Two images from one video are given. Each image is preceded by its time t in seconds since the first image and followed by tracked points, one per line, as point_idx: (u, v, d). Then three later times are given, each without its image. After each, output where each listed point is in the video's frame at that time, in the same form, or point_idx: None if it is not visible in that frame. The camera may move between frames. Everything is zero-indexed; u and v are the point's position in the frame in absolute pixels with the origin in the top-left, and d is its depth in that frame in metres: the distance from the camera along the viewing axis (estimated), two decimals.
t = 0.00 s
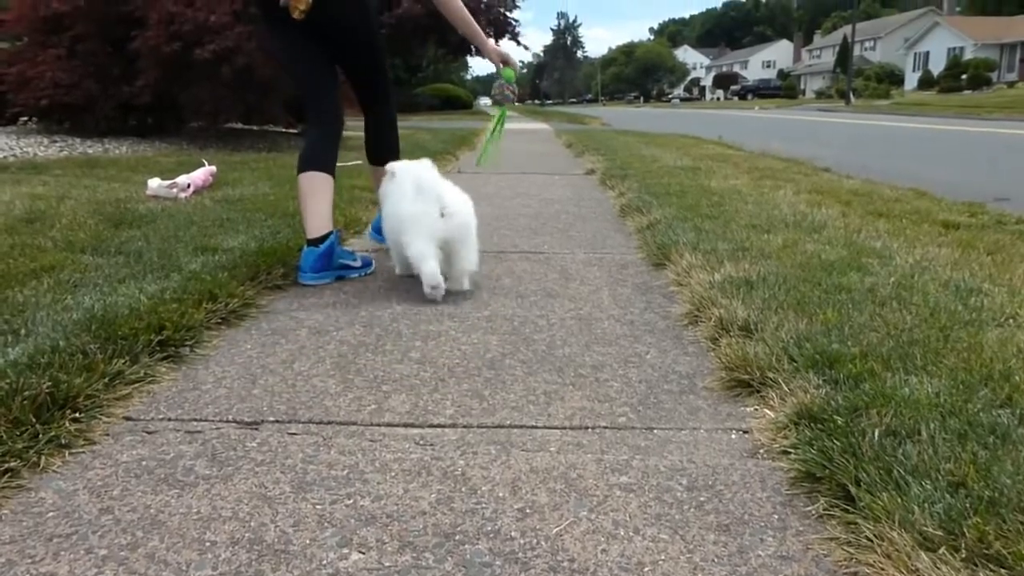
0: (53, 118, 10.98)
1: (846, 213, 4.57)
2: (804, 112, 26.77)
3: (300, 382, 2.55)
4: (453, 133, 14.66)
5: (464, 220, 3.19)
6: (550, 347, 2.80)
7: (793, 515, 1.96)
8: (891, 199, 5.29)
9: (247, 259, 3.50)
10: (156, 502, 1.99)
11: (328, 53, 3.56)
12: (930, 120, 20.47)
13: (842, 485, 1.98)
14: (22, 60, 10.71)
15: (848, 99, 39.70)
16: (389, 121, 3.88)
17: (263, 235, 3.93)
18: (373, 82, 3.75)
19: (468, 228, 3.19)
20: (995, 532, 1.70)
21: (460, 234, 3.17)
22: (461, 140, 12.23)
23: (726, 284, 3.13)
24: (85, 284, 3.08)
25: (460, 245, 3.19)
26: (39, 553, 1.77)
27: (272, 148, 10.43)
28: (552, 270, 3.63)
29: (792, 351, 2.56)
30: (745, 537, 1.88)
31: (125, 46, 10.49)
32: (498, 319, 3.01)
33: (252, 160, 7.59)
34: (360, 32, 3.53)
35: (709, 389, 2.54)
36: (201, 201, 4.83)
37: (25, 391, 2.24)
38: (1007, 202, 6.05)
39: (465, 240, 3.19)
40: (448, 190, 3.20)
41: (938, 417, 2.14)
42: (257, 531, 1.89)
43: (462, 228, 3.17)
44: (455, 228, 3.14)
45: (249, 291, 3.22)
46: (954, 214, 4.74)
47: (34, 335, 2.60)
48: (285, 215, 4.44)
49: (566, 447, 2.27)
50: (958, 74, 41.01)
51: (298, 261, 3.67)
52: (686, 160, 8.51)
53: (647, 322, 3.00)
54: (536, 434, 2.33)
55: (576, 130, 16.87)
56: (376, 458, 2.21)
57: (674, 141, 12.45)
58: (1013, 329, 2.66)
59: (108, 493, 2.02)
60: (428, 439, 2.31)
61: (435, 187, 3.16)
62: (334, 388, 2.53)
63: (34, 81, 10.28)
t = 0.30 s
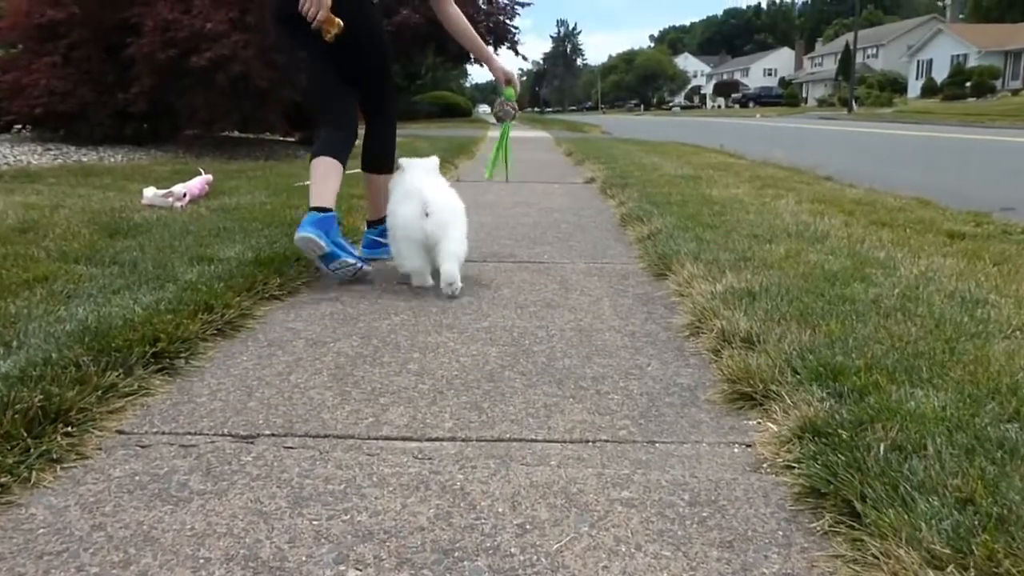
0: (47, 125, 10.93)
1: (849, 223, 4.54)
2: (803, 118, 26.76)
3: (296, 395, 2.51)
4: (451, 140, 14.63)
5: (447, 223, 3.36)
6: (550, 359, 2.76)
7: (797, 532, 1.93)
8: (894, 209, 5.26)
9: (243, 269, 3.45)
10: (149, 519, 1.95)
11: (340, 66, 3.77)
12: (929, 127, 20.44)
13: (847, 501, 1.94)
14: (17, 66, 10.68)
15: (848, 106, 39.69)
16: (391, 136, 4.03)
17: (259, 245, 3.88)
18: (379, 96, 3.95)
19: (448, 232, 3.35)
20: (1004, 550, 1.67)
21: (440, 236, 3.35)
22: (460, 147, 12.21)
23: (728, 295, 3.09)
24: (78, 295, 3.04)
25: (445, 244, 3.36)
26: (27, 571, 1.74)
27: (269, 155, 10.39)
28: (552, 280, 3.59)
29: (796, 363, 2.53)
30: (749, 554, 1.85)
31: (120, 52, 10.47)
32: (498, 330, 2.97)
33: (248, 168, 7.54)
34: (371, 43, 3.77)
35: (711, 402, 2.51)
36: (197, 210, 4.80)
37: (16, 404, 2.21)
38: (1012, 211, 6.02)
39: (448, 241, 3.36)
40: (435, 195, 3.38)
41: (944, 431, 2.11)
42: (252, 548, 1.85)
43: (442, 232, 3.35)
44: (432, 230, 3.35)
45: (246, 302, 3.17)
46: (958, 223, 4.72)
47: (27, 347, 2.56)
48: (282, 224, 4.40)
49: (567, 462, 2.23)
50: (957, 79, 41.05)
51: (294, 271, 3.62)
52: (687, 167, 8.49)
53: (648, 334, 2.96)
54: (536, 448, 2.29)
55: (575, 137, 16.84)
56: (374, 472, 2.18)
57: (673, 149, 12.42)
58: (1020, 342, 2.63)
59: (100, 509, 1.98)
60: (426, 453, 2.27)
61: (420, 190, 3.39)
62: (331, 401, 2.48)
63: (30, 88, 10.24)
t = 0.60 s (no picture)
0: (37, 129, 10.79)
1: (860, 227, 4.47)
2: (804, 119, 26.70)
3: (290, 406, 2.43)
4: (450, 143, 14.54)
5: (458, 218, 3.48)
6: (552, 368, 2.68)
7: (809, 548, 1.85)
8: (907, 212, 5.18)
9: (235, 277, 3.35)
10: (138, 536, 1.88)
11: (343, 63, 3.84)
12: (933, 128, 20.37)
13: (860, 515, 1.87)
14: (11, 70, 10.60)
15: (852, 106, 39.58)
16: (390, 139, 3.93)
17: (252, 251, 3.79)
18: (382, 100, 3.92)
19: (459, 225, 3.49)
20: None
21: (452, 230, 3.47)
22: (461, 149, 12.14)
23: (735, 302, 3.01)
24: (66, 303, 2.97)
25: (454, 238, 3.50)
26: None
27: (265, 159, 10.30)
28: (554, 287, 3.52)
29: (805, 372, 2.45)
30: (760, 572, 1.77)
31: (110, 55, 10.37)
32: (498, 338, 2.89)
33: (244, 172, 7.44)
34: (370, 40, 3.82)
35: (719, 412, 2.43)
36: (188, 216, 4.72)
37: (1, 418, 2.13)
38: None
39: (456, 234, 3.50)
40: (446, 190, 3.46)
41: (960, 442, 2.04)
42: (244, 566, 1.78)
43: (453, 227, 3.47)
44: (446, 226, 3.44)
45: (238, 311, 3.07)
46: (973, 227, 4.64)
47: (11, 358, 2.47)
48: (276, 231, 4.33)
49: (569, 475, 2.16)
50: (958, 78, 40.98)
51: (287, 278, 3.52)
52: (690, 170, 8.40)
53: (653, 342, 2.88)
54: (538, 460, 2.22)
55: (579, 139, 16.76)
56: (371, 486, 2.11)
57: (677, 151, 12.34)
58: None
59: (88, 526, 1.91)
60: (424, 466, 2.20)
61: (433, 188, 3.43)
62: (327, 413, 2.41)
63: (19, 91, 10.13)
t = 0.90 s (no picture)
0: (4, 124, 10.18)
1: (888, 226, 4.27)
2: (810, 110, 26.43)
3: (274, 422, 2.25)
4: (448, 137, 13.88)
5: (446, 214, 3.51)
6: (557, 380, 2.49)
7: None
8: (938, 211, 4.97)
9: (216, 282, 3.12)
10: (106, 562, 1.70)
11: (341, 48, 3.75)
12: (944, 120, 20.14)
13: (889, 538, 1.69)
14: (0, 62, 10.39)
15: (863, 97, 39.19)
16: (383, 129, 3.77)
17: (234, 255, 3.55)
18: (378, 92, 3.81)
19: (447, 221, 3.50)
20: None
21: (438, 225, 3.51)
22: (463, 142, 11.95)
23: (754, 307, 2.82)
24: (33, 311, 2.78)
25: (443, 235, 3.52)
26: None
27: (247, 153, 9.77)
28: (559, 290, 3.32)
29: (831, 384, 2.27)
30: None
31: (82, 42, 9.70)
32: (499, 347, 2.70)
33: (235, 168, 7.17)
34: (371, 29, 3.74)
35: (738, 428, 2.25)
36: (166, 215, 4.51)
37: None
38: None
39: (444, 230, 3.52)
40: (438, 185, 3.53)
41: (999, 460, 1.87)
42: None
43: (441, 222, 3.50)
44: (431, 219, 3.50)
45: (218, 318, 2.85)
46: (1007, 226, 4.43)
47: None
48: (260, 231, 4.15)
49: (575, 495, 1.98)
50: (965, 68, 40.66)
51: (271, 283, 3.28)
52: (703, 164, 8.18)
53: (665, 351, 2.69)
54: (542, 479, 2.04)
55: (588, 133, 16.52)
56: (361, 508, 1.93)
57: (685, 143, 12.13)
58: None
59: (53, 552, 1.73)
60: (419, 486, 2.02)
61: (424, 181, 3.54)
62: (314, 429, 2.23)
63: None
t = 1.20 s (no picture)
0: None
1: (916, 227, 4.10)
2: (815, 102, 26.13)
3: (259, 438, 2.10)
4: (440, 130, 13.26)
5: (449, 209, 3.49)
6: (560, 393, 2.34)
7: None
8: (970, 210, 4.79)
9: (196, 287, 2.89)
10: None
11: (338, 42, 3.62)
12: (951, 111, 19.94)
13: (918, 563, 1.56)
14: None
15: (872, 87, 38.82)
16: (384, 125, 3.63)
17: (215, 259, 3.28)
18: (378, 85, 3.66)
19: (450, 217, 3.49)
20: None
21: (441, 220, 3.49)
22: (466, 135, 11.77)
23: (772, 314, 2.66)
24: None
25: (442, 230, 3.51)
26: None
27: (230, 150, 9.14)
28: (563, 296, 3.14)
29: (854, 397, 2.12)
30: None
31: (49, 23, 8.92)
32: (499, 358, 2.54)
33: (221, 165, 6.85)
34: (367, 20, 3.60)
35: (755, 444, 2.10)
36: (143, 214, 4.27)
37: None
38: None
39: (445, 226, 3.50)
40: (444, 179, 3.50)
41: None
42: None
43: (442, 218, 3.48)
44: (434, 213, 3.48)
45: (198, 326, 2.65)
46: None
47: None
48: (243, 233, 3.82)
49: (580, 516, 1.84)
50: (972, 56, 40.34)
51: (255, 288, 3.03)
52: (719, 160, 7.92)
53: (677, 362, 2.53)
54: (545, 499, 1.90)
55: (596, 125, 16.27)
56: (352, 530, 1.78)
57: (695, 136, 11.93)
58: None
59: None
60: (414, 506, 1.87)
61: (431, 173, 3.50)
62: (301, 445, 2.08)
63: None
